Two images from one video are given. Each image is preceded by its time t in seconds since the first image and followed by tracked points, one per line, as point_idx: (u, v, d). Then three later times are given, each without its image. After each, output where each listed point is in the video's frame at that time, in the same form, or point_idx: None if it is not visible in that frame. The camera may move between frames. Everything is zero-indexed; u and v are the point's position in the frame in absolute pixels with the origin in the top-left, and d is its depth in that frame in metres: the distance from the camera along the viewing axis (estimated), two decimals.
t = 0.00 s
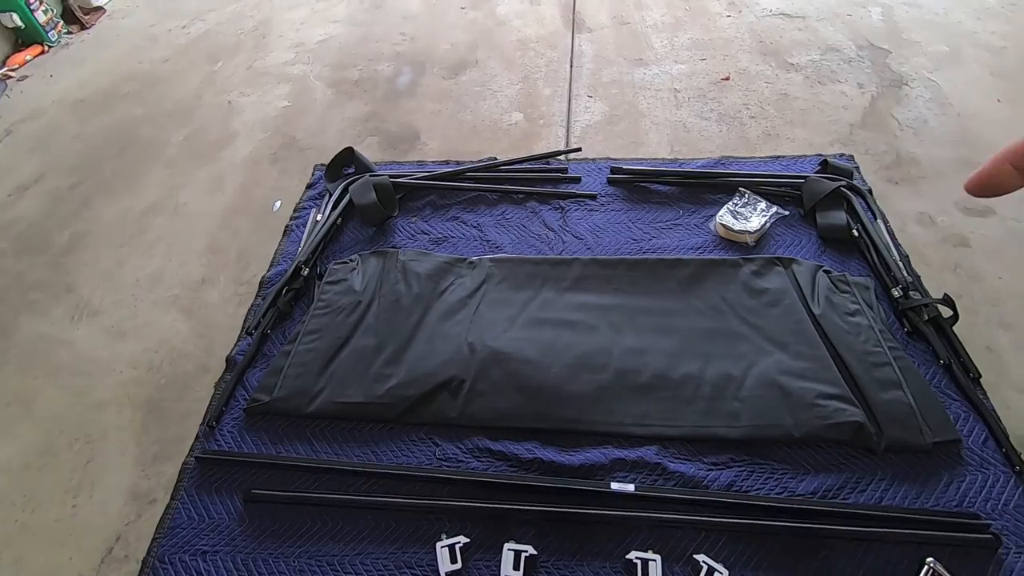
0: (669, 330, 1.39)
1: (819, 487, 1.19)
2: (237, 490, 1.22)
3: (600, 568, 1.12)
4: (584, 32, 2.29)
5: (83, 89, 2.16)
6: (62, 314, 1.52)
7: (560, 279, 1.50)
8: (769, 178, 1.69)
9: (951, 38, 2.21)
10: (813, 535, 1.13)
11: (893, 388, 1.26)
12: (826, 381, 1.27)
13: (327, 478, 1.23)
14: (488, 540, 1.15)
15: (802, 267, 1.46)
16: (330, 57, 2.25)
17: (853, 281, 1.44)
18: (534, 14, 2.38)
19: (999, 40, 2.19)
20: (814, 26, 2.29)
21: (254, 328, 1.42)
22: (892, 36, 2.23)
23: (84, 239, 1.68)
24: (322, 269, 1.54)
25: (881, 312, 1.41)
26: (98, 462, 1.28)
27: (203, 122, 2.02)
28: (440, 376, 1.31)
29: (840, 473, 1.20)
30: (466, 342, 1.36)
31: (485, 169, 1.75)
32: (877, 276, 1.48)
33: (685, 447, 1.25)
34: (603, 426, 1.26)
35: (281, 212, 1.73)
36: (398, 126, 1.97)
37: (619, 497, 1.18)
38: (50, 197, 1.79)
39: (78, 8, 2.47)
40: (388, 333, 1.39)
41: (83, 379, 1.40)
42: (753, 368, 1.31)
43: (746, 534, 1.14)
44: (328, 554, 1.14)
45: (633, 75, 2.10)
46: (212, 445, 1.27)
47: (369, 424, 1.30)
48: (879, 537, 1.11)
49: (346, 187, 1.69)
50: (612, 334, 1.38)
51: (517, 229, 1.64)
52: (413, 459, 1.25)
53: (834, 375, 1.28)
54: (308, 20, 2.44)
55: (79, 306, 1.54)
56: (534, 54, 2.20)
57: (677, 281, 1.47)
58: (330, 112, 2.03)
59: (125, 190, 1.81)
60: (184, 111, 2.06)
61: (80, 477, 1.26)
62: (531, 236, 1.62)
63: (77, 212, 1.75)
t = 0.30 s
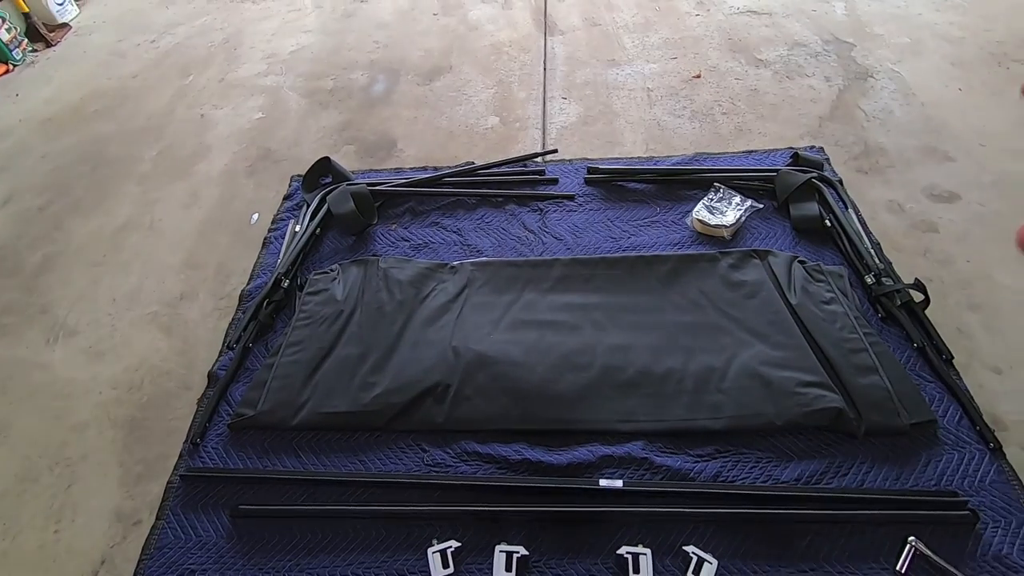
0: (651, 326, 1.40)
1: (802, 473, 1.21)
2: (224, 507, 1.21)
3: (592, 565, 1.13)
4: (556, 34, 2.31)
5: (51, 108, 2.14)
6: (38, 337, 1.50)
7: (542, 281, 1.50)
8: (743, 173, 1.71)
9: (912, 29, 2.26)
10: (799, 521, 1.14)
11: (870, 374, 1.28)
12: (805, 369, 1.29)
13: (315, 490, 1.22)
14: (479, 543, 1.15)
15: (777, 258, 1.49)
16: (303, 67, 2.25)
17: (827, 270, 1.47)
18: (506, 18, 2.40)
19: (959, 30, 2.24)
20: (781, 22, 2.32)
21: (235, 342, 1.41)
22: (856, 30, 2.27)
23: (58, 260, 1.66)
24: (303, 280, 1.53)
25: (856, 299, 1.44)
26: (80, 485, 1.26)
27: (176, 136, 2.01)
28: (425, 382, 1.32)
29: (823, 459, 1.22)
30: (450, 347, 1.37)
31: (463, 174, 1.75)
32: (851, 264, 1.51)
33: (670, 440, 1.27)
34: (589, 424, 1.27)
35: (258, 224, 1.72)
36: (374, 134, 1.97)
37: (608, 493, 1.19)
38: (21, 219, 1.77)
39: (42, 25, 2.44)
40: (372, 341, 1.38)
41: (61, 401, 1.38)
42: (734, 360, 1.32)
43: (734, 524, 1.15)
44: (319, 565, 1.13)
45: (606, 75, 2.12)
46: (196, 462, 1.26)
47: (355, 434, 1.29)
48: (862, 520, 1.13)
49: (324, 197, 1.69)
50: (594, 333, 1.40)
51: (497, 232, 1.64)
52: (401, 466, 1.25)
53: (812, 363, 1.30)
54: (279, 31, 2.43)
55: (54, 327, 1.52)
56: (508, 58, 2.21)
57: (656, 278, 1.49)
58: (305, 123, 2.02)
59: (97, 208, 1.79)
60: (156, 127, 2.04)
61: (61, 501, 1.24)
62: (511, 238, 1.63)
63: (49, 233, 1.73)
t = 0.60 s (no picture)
0: (650, 317, 1.41)
1: (806, 458, 1.21)
2: (230, 510, 1.20)
3: (602, 555, 1.13)
4: (545, 32, 2.32)
5: (39, 118, 2.12)
6: (33, 347, 1.48)
7: (540, 276, 1.51)
8: (735, 164, 1.72)
9: (897, 20, 2.28)
10: (804, 505, 1.15)
11: (869, 357, 1.29)
12: (805, 355, 1.30)
13: (321, 490, 1.22)
14: (488, 537, 1.15)
15: (773, 247, 1.50)
16: (293, 71, 2.24)
17: (823, 257, 1.48)
18: (494, 18, 2.40)
19: (942, 20, 2.27)
20: (767, 16, 2.34)
21: (235, 346, 1.40)
22: (842, 22, 2.30)
23: (51, 269, 1.65)
24: (301, 281, 1.53)
25: (852, 285, 1.45)
26: (81, 494, 1.25)
27: (167, 143, 2.00)
28: (427, 380, 1.31)
29: (826, 443, 1.23)
30: (451, 345, 1.37)
31: (457, 172, 1.76)
32: (845, 251, 1.52)
33: (674, 430, 1.27)
34: (593, 416, 1.28)
35: (254, 228, 1.71)
36: (367, 136, 1.97)
37: (614, 484, 1.19)
38: (12, 229, 1.75)
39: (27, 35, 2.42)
40: (372, 341, 1.38)
41: (59, 411, 1.37)
42: (734, 349, 1.33)
43: (741, 510, 1.16)
44: (327, 565, 1.13)
45: (596, 72, 2.13)
46: (200, 467, 1.25)
47: (359, 433, 1.29)
48: (867, 502, 1.14)
49: (319, 199, 1.68)
50: (594, 326, 1.40)
51: (494, 230, 1.65)
52: (406, 464, 1.25)
53: (812, 348, 1.31)
54: (267, 36, 2.43)
55: (50, 337, 1.50)
56: (498, 58, 2.21)
57: (654, 270, 1.50)
58: (298, 127, 2.02)
59: (90, 217, 1.78)
60: (146, 134, 2.03)
61: (63, 511, 1.23)
62: (508, 235, 1.63)
63: (41, 243, 1.72)
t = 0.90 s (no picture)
0: (652, 306, 1.42)
1: (809, 441, 1.22)
2: (237, 502, 1.21)
3: (608, 540, 1.14)
4: (542, 26, 2.32)
5: (36, 116, 2.12)
6: (36, 344, 1.49)
7: (542, 267, 1.51)
8: (735, 154, 1.73)
9: (893, 10, 2.29)
10: (808, 488, 1.16)
11: (869, 342, 1.30)
12: (806, 340, 1.31)
13: (328, 480, 1.22)
14: (495, 525, 1.17)
15: (774, 235, 1.50)
16: (291, 67, 2.24)
17: (822, 244, 1.49)
18: (491, 12, 2.40)
19: (937, 9, 2.27)
20: (763, 7, 2.35)
21: (239, 339, 1.40)
22: (838, 12, 2.30)
23: (52, 266, 1.65)
24: (303, 275, 1.53)
25: (852, 271, 1.46)
26: (88, 489, 1.25)
27: (166, 140, 2.00)
28: (432, 370, 1.32)
29: (829, 427, 1.24)
30: (454, 336, 1.37)
31: (458, 165, 1.76)
32: (845, 238, 1.53)
33: (678, 416, 1.28)
34: (597, 404, 1.29)
35: (255, 223, 1.72)
36: (366, 131, 1.97)
37: (620, 470, 1.20)
38: (12, 227, 1.75)
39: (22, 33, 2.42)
40: (376, 333, 1.39)
41: (64, 406, 1.37)
42: (736, 336, 1.34)
43: (745, 493, 1.17)
44: (336, 554, 1.14)
45: (594, 65, 2.14)
46: (207, 459, 1.26)
47: (364, 424, 1.30)
48: (870, 484, 1.15)
49: (320, 193, 1.68)
50: (596, 315, 1.41)
51: (494, 222, 1.65)
52: (412, 454, 1.26)
53: (813, 334, 1.32)
54: (265, 32, 2.43)
55: (53, 334, 1.50)
56: (495, 51, 2.22)
57: (654, 259, 1.50)
58: (296, 122, 2.02)
59: (90, 214, 1.78)
60: (144, 131, 2.03)
61: (71, 505, 1.24)
62: (509, 227, 1.64)
63: (41, 241, 1.72)
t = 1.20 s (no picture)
0: (665, 312, 1.42)
1: (825, 447, 1.22)
2: (255, 507, 1.21)
3: (625, 545, 1.14)
4: (551, 37, 2.34)
5: (55, 128, 2.15)
6: (55, 351, 1.50)
7: (555, 274, 1.52)
8: (745, 161, 1.74)
9: (900, 20, 2.31)
10: (825, 493, 1.16)
11: (884, 347, 1.30)
12: (821, 346, 1.31)
13: (345, 486, 1.23)
14: (511, 530, 1.17)
15: (785, 241, 1.51)
16: (304, 79, 2.27)
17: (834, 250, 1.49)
18: (501, 24, 2.43)
19: (944, 19, 2.29)
20: (770, 17, 2.37)
21: (255, 346, 1.42)
22: (845, 22, 2.32)
23: (71, 275, 1.67)
24: (318, 282, 1.55)
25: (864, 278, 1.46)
26: (107, 494, 1.26)
27: (182, 150, 2.02)
28: (446, 376, 1.33)
29: (844, 433, 1.24)
30: (468, 342, 1.38)
31: (470, 174, 1.78)
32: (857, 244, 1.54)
33: (693, 421, 1.28)
34: (611, 409, 1.29)
35: (270, 232, 1.74)
36: (379, 141, 1.99)
37: (635, 475, 1.20)
38: (32, 237, 1.78)
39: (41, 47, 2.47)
40: (391, 339, 1.40)
41: (83, 412, 1.39)
42: (750, 341, 1.34)
43: (762, 498, 1.17)
44: (353, 559, 1.14)
45: (603, 75, 2.16)
46: (224, 465, 1.27)
47: (380, 430, 1.30)
48: (888, 489, 1.15)
49: (334, 202, 1.70)
50: (610, 322, 1.41)
51: (507, 229, 1.67)
52: (427, 459, 1.26)
53: (827, 340, 1.32)
54: (278, 45, 2.46)
55: (72, 341, 1.52)
56: (506, 62, 2.24)
57: (667, 265, 1.51)
58: (310, 133, 2.04)
59: (108, 224, 1.80)
60: (160, 142, 2.06)
61: (90, 510, 1.25)
62: (521, 235, 1.65)
63: (59, 250, 1.74)
